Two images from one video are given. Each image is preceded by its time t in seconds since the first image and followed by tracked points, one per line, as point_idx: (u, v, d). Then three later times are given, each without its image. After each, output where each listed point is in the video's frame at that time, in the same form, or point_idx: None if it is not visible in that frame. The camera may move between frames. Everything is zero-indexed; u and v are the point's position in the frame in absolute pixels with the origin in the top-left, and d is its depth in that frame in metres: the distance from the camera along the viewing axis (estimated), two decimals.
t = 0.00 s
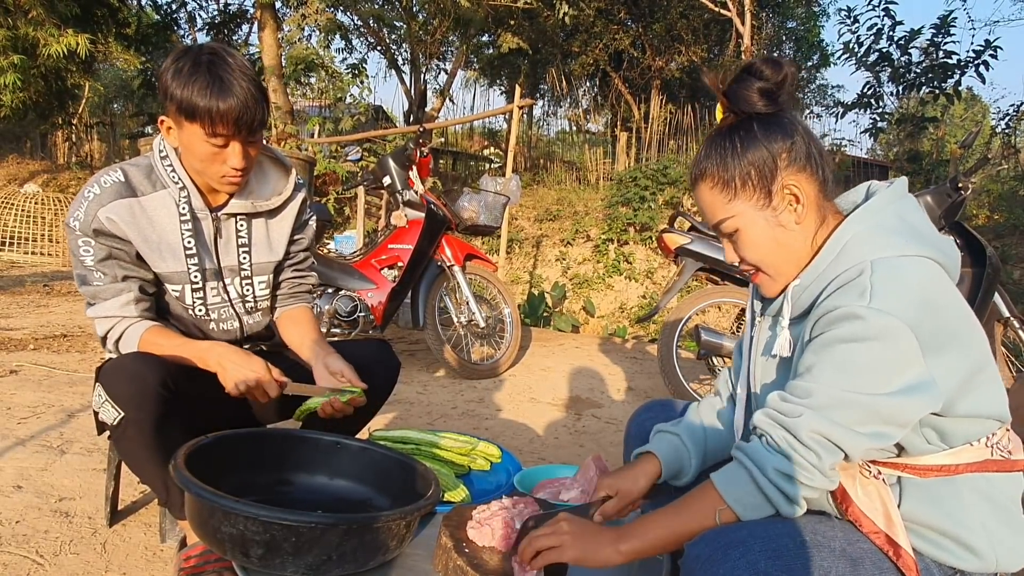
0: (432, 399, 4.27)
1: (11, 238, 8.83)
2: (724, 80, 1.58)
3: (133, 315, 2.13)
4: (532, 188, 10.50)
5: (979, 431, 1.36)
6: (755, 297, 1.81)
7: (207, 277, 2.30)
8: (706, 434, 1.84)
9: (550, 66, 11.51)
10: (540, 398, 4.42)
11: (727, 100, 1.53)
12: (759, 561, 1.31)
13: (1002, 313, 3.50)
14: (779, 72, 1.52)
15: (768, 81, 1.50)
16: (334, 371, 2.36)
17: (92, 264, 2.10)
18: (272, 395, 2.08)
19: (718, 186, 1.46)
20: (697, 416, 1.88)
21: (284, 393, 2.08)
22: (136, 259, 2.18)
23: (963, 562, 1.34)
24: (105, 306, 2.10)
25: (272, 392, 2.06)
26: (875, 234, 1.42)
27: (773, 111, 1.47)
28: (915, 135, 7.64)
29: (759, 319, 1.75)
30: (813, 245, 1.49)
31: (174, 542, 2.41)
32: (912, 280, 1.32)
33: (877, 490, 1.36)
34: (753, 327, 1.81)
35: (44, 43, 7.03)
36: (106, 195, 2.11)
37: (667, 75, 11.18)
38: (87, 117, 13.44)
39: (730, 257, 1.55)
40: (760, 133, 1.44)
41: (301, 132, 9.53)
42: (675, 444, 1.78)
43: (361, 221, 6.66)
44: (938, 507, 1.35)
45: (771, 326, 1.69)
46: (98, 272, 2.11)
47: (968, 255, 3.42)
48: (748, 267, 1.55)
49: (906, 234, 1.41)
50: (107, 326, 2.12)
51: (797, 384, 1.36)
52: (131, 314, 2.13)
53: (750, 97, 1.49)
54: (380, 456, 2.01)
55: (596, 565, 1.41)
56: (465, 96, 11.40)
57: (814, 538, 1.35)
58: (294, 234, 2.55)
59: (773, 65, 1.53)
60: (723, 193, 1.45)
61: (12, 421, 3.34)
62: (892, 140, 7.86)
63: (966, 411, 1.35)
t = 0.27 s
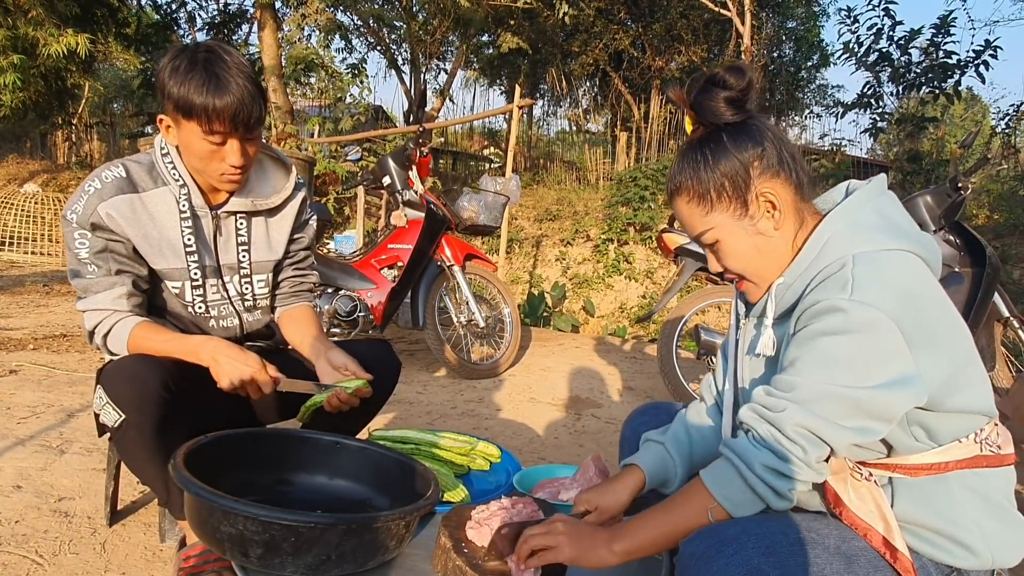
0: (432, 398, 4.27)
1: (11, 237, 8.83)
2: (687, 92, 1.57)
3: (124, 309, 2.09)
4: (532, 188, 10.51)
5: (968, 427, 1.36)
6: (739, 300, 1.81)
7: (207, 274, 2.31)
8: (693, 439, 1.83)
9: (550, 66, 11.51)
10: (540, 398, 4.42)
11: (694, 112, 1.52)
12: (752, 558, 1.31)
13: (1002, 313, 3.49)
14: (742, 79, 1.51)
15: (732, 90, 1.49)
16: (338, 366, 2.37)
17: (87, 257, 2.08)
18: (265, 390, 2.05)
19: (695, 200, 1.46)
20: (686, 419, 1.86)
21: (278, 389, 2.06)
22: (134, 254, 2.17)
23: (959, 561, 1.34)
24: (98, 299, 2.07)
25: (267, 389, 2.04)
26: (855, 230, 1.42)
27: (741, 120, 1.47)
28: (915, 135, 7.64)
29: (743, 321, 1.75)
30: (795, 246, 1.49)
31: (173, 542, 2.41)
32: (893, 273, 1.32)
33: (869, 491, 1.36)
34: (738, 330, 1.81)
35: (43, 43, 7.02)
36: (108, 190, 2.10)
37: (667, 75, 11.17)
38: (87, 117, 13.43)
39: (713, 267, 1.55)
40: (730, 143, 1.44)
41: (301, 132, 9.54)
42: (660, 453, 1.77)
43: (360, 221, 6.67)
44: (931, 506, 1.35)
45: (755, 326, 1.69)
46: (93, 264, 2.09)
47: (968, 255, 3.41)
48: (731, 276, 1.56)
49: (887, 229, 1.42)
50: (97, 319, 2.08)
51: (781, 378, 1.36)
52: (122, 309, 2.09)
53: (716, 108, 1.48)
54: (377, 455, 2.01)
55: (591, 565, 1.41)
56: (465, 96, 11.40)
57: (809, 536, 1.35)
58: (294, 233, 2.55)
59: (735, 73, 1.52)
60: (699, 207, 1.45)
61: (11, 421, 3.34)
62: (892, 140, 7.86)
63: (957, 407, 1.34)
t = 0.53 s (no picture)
0: (431, 399, 4.28)
1: (11, 237, 8.83)
2: (704, 88, 1.58)
3: (121, 307, 2.08)
4: (532, 188, 10.51)
5: (973, 431, 1.36)
6: (747, 296, 1.81)
7: (207, 274, 2.31)
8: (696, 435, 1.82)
9: (550, 66, 11.52)
10: (539, 399, 4.42)
11: (710, 107, 1.53)
12: (751, 551, 1.31)
13: (1002, 313, 3.49)
14: (757, 75, 1.52)
15: (747, 85, 1.50)
16: (340, 365, 2.37)
17: (84, 255, 2.08)
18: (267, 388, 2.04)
19: (707, 193, 1.46)
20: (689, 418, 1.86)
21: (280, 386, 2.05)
22: (132, 253, 2.17)
23: (960, 562, 1.34)
24: (94, 297, 2.06)
25: (269, 387, 2.03)
26: (866, 231, 1.42)
27: (755, 115, 1.47)
28: (915, 135, 7.64)
29: (752, 317, 1.75)
30: (806, 243, 1.49)
31: (173, 543, 2.41)
32: (900, 275, 1.32)
33: (872, 490, 1.36)
34: (745, 327, 1.81)
35: (43, 43, 7.03)
36: (108, 189, 2.11)
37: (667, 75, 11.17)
38: (87, 117, 13.42)
39: (724, 262, 1.55)
40: (743, 138, 1.44)
41: (301, 132, 9.54)
42: (663, 451, 1.77)
43: (360, 221, 6.66)
44: (934, 507, 1.35)
45: (764, 323, 1.69)
46: (91, 263, 2.09)
47: (968, 255, 3.42)
48: (742, 271, 1.56)
49: (897, 230, 1.41)
50: (91, 318, 2.07)
51: (784, 376, 1.36)
52: (119, 307, 2.08)
53: (731, 102, 1.49)
54: (378, 455, 2.01)
55: (591, 566, 1.41)
56: (464, 96, 11.40)
57: (808, 531, 1.35)
58: (294, 232, 2.55)
59: (750, 69, 1.53)
60: (711, 201, 1.46)
61: (11, 422, 3.34)
62: (892, 140, 7.86)
63: (961, 410, 1.34)
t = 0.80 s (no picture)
0: (431, 399, 4.28)
1: (10, 237, 8.84)
2: (720, 84, 1.58)
3: (118, 302, 2.03)
4: (532, 188, 10.52)
5: (980, 435, 1.36)
6: (755, 297, 1.81)
7: (212, 275, 2.31)
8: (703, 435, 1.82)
9: (549, 66, 11.52)
10: (539, 399, 4.42)
11: (723, 102, 1.52)
12: (753, 553, 1.31)
13: (1002, 313, 3.50)
14: (774, 72, 1.51)
15: (763, 83, 1.50)
16: (351, 367, 2.38)
17: (82, 250, 2.04)
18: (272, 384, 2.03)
19: (718, 192, 1.46)
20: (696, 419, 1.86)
21: (285, 381, 2.05)
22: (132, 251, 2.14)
23: (961, 564, 1.34)
24: (90, 290, 2.01)
25: (273, 381, 2.02)
26: (878, 236, 1.42)
27: (771, 113, 1.47)
28: (915, 135, 7.64)
29: (761, 319, 1.75)
30: (816, 246, 1.49)
31: (173, 543, 2.41)
32: (913, 282, 1.32)
33: (876, 492, 1.36)
34: (753, 328, 1.82)
35: (43, 43, 7.04)
36: (114, 188, 2.11)
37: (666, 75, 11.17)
38: (87, 117, 13.42)
39: (733, 261, 1.55)
40: (758, 136, 1.44)
41: (300, 132, 9.55)
42: (670, 445, 1.76)
43: (360, 221, 6.67)
44: (938, 510, 1.35)
45: (773, 325, 1.69)
46: (88, 257, 2.04)
47: (968, 255, 3.42)
48: (751, 271, 1.55)
49: (910, 235, 1.41)
50: (85, 311, 2.00)
51: (794, 379, 1.36)
52: (116, 301, 2.03)
53: (746, 99, 1.48)
54: (380, 456, 2.00)
55: (592, 567, 1.40)
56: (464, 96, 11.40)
57: (811, 533, 1.35)
58: (295, 231, 2.55)
59: (768, 65, 1.53)
60: (723, 199, 1.46)
61: (11, 422, 3.34)
62: (891, 140, 7.86)
63: (969, 415, 1.34)
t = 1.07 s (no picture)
0: (431, 399, 4.28)
1: (11, 238, 8.85)
2: (704, 91, 1.58)
3: (126, 308, 2.03)
4: (532, 188, 10.52)
5: (975, 434, 1.36)
6: (750, 302, 1.81)
7: (216, 279, 2.32)
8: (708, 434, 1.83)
9: (550, 66, 11.51)
10: (540, 399, 4.42)
11: (710, 110, 1.53)
12: (754, 557, 1.32)
13: (1002, 313, 3.50)
14: (759, 78, 1.51)
15: (749, 88, 1.49)
16: (361, 376, 2.35)
17: (87, 256, 2.04)
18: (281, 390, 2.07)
19: (707, 201, 1.46)
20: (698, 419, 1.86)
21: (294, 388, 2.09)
22: (136, 257, 2.15)
23: (960, 564, 1.34)
24: (97, 296, 2.01)
25: (284, 388, 2.07)
26: (870, 237, 1.42)
27: (757, 119, 1.47)
28: (915, 135, 7.65)
29: (754, 322, 1.75)
30: (808, 250, 1.50)
31: (174, 543, 2.41)
32: (906, 282, 1.32)
33: (873, 493, 1.36)
34: (748, 331, 1.82)
35: (43, 43, 7.04)
36: (117, 194, 2.10)
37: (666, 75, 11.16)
38: (87, 118, 13.41)
39: (724, 268, 1.55)
40: (745, 144, 1.44)
41: (301, 132, 9.55)
42: (676, 442, 1.77)
43: (361, 221, 6.67)
44: (935, 511, 1.35)
45: (766, 328, 1.69)
46: (94, 264, 2.05)
47: (968, 255, 3.42)
48: (742, 277, 1.56)
49: (902, 235, 1.41)
50: (92, 318, 2.01)
51: (789, 383, 1.36)
52: (124, 308, 2.03)
53: (732, 106, 1.48)
54: (379, 456, 2.01)
55: (593, 569, 1.40)
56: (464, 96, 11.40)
57: (811, 535, 1.35)
58: (298, 232, 2.55)
59: (752, 71, 1.53)
60: (711, 207, 1.46)
61: (11, 422, 3.34)
62: (892, 140, 7.87)
63: (965, 415, 1.35)
